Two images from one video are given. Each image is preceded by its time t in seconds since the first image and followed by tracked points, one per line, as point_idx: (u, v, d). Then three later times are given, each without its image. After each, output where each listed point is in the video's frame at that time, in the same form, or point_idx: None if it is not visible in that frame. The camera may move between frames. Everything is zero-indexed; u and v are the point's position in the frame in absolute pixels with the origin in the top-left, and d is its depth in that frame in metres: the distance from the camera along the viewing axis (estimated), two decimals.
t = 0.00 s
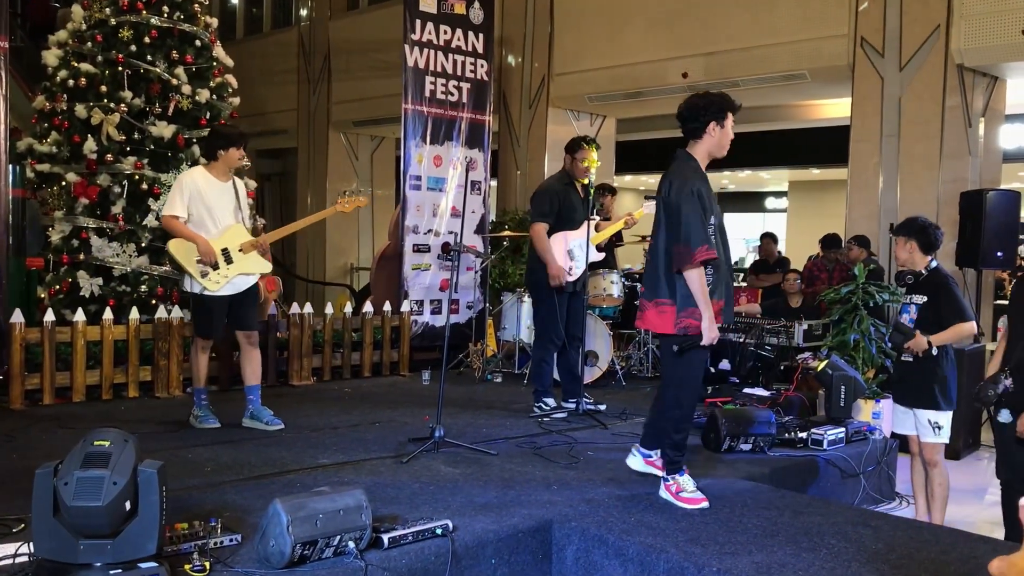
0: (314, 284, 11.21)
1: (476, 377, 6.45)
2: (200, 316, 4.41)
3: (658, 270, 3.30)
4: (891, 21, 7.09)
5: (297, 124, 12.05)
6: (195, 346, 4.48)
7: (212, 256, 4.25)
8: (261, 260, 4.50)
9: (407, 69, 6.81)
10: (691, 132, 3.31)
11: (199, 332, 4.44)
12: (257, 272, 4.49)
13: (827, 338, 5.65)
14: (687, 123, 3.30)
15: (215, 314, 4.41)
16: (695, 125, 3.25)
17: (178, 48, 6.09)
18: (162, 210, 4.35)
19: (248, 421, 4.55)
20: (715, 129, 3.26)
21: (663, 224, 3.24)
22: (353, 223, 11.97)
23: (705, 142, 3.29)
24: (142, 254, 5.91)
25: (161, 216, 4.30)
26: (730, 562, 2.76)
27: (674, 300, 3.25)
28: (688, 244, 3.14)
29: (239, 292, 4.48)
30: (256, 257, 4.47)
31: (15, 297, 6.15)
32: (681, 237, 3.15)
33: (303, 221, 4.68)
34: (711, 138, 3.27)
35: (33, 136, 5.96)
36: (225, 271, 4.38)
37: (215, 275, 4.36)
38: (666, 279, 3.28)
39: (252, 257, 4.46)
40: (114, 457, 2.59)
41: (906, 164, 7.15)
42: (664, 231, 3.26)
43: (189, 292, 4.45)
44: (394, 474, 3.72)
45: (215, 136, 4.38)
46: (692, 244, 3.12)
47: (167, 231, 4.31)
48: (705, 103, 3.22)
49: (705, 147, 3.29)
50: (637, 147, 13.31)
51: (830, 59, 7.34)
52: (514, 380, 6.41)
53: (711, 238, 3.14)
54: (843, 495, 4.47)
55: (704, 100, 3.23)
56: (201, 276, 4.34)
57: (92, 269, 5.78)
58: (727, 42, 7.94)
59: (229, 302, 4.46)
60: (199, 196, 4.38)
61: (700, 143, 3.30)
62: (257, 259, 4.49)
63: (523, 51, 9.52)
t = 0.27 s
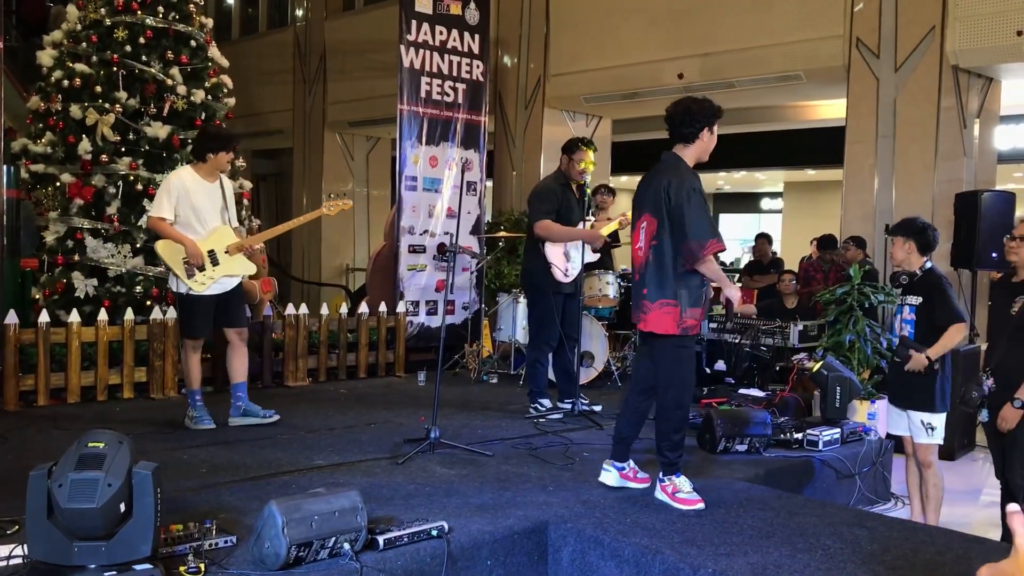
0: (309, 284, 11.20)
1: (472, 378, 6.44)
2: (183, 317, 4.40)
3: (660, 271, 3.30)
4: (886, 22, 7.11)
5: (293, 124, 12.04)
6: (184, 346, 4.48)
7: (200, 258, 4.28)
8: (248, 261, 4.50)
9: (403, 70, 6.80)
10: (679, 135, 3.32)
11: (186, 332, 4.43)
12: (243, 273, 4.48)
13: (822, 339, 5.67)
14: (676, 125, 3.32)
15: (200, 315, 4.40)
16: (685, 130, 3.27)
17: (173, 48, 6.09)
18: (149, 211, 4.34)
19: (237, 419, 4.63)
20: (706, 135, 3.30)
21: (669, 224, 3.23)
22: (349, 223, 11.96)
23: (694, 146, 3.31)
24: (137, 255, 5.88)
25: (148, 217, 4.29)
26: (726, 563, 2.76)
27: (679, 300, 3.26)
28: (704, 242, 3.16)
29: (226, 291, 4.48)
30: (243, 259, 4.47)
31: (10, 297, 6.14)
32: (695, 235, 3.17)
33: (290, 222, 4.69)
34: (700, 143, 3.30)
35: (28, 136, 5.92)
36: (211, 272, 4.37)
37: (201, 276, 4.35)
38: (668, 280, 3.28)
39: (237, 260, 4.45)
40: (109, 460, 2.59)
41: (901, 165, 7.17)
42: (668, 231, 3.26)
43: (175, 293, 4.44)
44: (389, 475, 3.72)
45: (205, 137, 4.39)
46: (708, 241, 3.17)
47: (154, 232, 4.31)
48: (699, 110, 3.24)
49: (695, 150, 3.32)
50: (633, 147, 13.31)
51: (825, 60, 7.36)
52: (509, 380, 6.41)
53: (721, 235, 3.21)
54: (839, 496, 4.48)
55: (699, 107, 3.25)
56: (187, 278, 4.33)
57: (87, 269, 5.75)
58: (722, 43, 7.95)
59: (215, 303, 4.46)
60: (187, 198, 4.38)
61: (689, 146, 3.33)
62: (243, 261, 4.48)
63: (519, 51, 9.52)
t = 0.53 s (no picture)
0: (308, 287, 11.20)
1: (470, 380, 6.44)
2: (179, 320, 4.39)
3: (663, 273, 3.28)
4: (884, 25, 7.13)
5: (292, 127, 12.04)
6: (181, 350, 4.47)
7: (198, 261, 4.28)
8: (245, 264, 4.52)
9: (402, 73, 6.80)
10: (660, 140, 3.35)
11: (182, 333, 4.40)
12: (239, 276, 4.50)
13: (821, 342, 5.68)
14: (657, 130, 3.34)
15: (198, 316, 4.40)
16: (669, 137, 3.30)
17: (172, 51, 6.09)
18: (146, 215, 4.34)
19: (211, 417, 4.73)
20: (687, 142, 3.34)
21: (674, 225, 3.23)
22: (348, 226, 11.97)
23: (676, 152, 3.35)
24: (136, 258, 5.88)
25: (144, 222, 4.28)
26: (725, 565, 2.77)
27: (683, 300, 3.28)
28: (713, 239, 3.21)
29: (221, 295, 4.49)
30: (239, 261, 4.48)
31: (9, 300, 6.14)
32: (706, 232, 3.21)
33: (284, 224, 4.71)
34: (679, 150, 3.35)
35: (27, 139, 5.93)
36: (208, 274, 4.39)
37: (198, 279, 4.36)
38: (671, 282, 3.28)
39: (235, 261, 4.47)
40: (108, 462, 2.59)
41: (900, 167, 7.18)
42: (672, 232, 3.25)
43: (172, 295, 4.44)
44: (388, 477, 3.72)
45: (201, 140, 4.38)
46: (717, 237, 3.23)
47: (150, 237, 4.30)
48: (681, 119, 3.27)
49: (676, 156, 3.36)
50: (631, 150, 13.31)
51: (824, 63, 7.37)
52: (508, 383, 6.41)
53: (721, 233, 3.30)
54: (838, 498, 4.48)
55: (682, 115, 3.27)
56: (184, 281, 4.34)
57: (86, 272, 5.76)
58: (721, 46, 7.96)
59: (212, 306, 4.46)
60: (183, 202, 4.39)
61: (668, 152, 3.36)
62: (240, 264, 4.50)
63: (518, 54, 9.53)
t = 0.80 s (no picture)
0: (312, 292, 11.21)
1: (474, 385, 6.43)
2: (184, 323, 4.41)
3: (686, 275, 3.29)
4: (888, 30, 7.13)
5: (296, 132, 12.07)
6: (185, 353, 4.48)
7: (203, 265, 4.31)
8: (246, 269, 4.54)
9: (405, 78, 6.81)
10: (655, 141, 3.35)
11: (186, 336, 4.42)
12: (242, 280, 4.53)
13: (825, 346, 5.67)
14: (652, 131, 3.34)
15: (200, 320, 4.41)
16: (665, 139, 3.30)
17: (177, 56, 6.11)
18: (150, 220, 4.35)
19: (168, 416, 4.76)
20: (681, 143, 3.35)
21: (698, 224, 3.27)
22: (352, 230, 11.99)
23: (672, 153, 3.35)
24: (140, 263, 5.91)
25: (149, 227, 4.30)
26: (729, 570, 2.77)
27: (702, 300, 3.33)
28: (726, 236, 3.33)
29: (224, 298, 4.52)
30: (242, 265, 4.52)
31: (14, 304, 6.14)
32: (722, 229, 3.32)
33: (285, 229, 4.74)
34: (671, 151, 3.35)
35: (32, 144, 5.96)
36: (212, 278, 4.42)
37: (203, 282, 4.39)
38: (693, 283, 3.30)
39: (237, 266, 4.50)
40: (113, 467, 2.59)
41: (903, 172, 7.18)
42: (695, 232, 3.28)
43: (175, 299, 4.47)
44: (392, 482, 3.72)
45: (203, 146, 4.37)
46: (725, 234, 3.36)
47: (155, 242, 4.31)
48: (677, 121, 3.27)
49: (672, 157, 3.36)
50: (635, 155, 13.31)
51: (827, 67, 7.37)
52: (512, 388, 6.41)
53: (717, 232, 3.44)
54: (842, 503, 4.47)
55: (679, 117, 3.28)
56: (189, 284, 4.37)
57: (90, 277, 5.74)
58: (724, 50, 7.96)
59: (214, 310, 4.49)
60: (187, 207, 4.39)
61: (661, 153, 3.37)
62: (242, 268, 4.52)
63: (521, 59, 9.54)
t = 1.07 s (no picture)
0: (318, 296, 11.22)
1: (480, 389, 6.43)
2: (184, 326, 4.41)
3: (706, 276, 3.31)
4: (893, 35, 7.13)
5: (302, 137, 12.10)
6: (190, 356, 4.50)
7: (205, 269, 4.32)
8: (245, 276, 4.53)
9: (412, 83, 6.83)
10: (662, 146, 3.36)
11: (186, 340, 4.42)
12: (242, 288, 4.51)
13: (831, 351, 5.66)
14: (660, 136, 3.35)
15: (200, 325, 4.40)
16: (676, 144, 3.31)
17: (184, 62, 6.13)
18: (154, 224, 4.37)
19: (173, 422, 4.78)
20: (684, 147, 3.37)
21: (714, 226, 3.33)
22: (358, 235, 12.01)
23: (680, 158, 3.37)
24: (147, 267, 5.90)
25: (154, 230, 4.31)
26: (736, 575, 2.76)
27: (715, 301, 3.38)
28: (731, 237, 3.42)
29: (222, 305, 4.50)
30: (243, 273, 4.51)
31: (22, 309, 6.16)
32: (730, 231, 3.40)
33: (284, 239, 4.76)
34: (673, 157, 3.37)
35: (39, 149, 5.96)
36: (213, 283, 4.39)
37: (203, 287, 4.37)
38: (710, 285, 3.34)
39: (238, 272, 4.49)
40: (121, 471, 2.60)
41: (909, 176, 7.17)
42: (714, 234, 3.31)
43: (177, 303, 4.47)
44: (399, 487, 3.72)
45: (210, 152, 4.42)
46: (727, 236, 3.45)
47: (159, 245, 4.32)
48: (687, 126, 3.29)
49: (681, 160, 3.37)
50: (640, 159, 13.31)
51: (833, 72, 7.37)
52: (518, 393, 6.40)
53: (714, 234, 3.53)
54: (849, 508, 4.46)
55: (690, 122, 3.31)
56: (190, 288, 4.34)
57: (97, 281, 5.77)
58: (730, 55, 7.97)
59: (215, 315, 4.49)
60: (191, 212, 4.42)
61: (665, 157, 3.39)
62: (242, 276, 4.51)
63: (526, 64, 9.55)
